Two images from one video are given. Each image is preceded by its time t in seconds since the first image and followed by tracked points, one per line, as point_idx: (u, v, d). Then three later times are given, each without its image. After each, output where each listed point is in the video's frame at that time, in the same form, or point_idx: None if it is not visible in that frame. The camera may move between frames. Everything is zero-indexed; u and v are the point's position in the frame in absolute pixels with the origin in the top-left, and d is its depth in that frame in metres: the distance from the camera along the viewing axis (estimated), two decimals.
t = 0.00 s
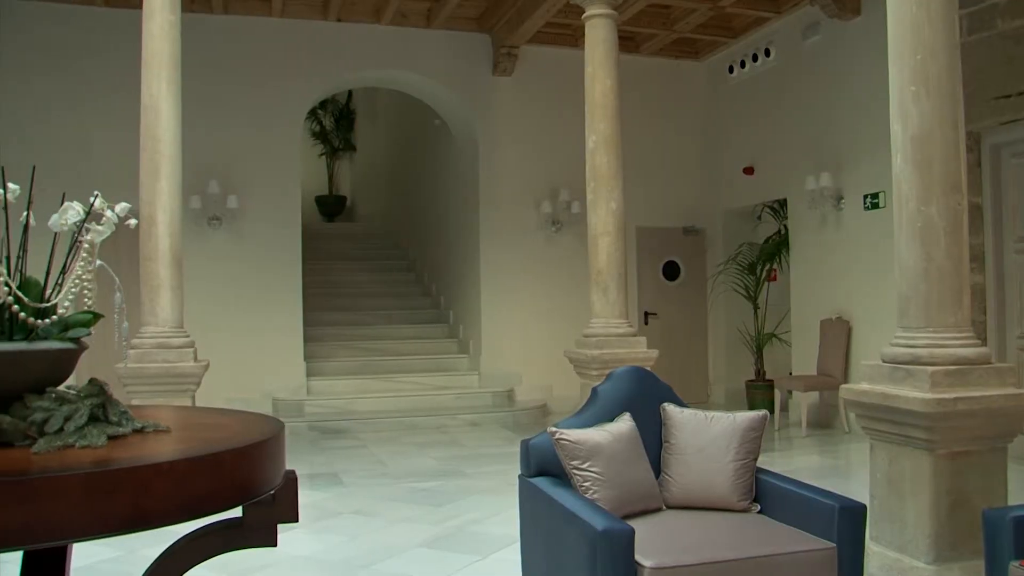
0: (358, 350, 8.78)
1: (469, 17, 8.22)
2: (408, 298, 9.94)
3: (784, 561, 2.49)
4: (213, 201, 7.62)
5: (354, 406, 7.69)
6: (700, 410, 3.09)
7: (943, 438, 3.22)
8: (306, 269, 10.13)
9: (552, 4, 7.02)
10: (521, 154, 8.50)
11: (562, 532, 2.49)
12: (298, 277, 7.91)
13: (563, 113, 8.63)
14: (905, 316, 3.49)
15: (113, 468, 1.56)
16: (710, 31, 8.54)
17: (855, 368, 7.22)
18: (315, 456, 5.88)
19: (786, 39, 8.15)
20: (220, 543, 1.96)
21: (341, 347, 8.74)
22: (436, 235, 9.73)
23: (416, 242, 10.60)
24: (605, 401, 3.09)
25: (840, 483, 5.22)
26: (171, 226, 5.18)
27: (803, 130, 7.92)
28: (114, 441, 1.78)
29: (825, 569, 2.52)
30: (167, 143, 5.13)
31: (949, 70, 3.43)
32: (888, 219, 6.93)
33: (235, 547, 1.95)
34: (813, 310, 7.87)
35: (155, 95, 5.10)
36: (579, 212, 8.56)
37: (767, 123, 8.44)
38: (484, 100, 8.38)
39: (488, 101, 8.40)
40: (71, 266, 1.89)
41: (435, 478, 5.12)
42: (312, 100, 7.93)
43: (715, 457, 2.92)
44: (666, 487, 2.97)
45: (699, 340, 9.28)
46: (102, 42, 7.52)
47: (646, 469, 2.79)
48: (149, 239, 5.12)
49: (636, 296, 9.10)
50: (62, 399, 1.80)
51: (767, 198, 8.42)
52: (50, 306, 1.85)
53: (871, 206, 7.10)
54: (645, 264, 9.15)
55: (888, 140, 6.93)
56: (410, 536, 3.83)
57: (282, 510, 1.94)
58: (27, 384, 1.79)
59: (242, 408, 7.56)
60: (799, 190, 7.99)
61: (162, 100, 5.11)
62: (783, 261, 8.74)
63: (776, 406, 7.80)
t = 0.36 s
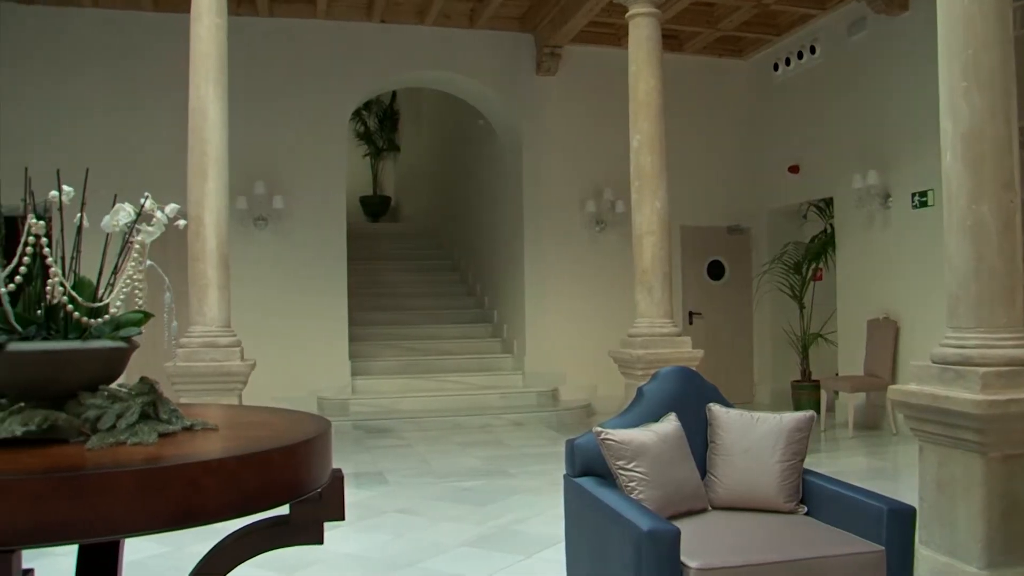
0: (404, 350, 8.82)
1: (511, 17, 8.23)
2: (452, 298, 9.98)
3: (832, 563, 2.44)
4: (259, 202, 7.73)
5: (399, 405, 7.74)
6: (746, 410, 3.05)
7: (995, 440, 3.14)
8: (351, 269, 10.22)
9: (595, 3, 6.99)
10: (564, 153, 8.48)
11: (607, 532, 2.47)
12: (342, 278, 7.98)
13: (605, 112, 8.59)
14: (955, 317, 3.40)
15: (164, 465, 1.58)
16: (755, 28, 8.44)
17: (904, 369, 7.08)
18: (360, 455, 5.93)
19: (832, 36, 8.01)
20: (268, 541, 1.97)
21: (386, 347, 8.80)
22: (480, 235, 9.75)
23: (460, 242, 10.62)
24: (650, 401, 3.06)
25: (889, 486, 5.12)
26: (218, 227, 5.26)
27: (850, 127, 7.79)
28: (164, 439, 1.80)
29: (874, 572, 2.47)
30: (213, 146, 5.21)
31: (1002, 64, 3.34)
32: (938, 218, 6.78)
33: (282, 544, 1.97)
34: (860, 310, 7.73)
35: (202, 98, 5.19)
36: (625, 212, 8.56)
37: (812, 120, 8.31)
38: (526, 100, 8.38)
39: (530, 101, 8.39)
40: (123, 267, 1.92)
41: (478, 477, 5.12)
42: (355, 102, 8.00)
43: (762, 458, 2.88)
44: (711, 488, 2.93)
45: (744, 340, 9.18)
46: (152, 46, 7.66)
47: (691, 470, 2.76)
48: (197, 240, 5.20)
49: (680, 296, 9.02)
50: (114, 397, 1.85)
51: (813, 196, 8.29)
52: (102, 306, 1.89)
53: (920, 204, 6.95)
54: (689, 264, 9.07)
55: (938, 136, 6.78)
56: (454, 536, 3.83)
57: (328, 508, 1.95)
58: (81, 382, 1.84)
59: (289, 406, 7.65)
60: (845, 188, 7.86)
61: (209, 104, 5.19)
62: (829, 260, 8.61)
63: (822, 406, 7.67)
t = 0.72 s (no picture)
0: (466, 348, 8.91)
1: (572, 16, 8.21)
2: (514, 298, 10.00)
3: (902, 567, 2.37)
4: (324, 203, 7.85)
5: (461, 404, 7.79)
6: (813, 411, 2.98)
7: None
8: (415, 269, 10.32)
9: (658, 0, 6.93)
10: (624, 152, 8.43)
11: (671, 533, 2.44)
12: (404, 278, 8.05)
13: (665, 111, 8.52)
14: None
15: (232, 462, 1.62)
16: (819, 24, 8.28)
17: (976, 371, 6.86)
18: (424, 453, 5.97)
19: (899, 29, 7.81)
20: (335, 538, 2.01)
21: (449, 347, 8.87)
22: (542, 235, 9.76)
23: (522, 241, 10.64)
24: (715, 401, 3.02)
25: (961, 489, 4.97)
26: (284, 228, 5.35)
27: (918, 122, 7.58)
28: (233, 435, 1.84)
29: None
30: (278, 149, 5.30)
31: None
32: (1011, 215, 6.56)
33: (349, 540, 2.00)
34: (928, 309, 7.51)
35: (268, 102, 5.29)
36: (686, 210, 8.46)
37: (879, 116, 8.11)
38: (586, 99, 8.35)
39: (591, 100, 8.36)
40: (192, 267, 1.96)
41: (540, 476, 5.12)
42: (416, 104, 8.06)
43: (829, 460, 2.81)
44: (777, 489, 2.88)
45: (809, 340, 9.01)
46: (219, 52, 7.83)
47: (756, 471, 2.71)
48: (263, 240, 5.31)
49: (744, 295, 8.89)
50: (185, 395, 1.89)
51: (880, 193, 8.09)
52: (173, 304, 1.92)
53: (992, 201, 6.73)
54: (752, 263, 8.93)
55: (1011, 131, 6.56)
56: (517, 535, 3.83)
57: (393, 506, 1.97)
58: (153, 381, 1.88)
59: (354, 405, 7.75)
60: (913, 185, 7.65)
61: (275, 107, 5.29)
62: (896, 259, 8.39)
63: (890, 408, 7.48)
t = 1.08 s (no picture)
0: (547, 347, 8.92)
1: (654, 13, 8.14)
2: (597, 297, 9.96)
3: None
4: (408, 203, 7.96)
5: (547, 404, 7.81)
6: (904, 412, 2.89)
7: None
8: (499, 268, 10.38)
9: None
10: (707, 150, 8.31)
11: (758, 535, 2.39)
12: (487, 278, 8.09)
13: (748, 107, 8.38)
14: None
15: (322, 459, 1.66)
16: (910, 15, 8.01)
17: None
18: (507, 452, 6.00)
19: (995, 19, 7.51)
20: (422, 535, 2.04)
21: (533, 346, 8.90)
22: (625, 233, 9.70)
23: (603, 240, 10.58)
24: (803, 401, 2.94)
25: None
26: (370, 229, 5.43)
27: (1015, 115, 7.28)
28: (321, 433, 1.87)
29: None
30: (364, 151, 5.38)
31: None
32: None
33: (435, 537, 2.03)
34: None
35: (353, 104, 5.38)
36: (772, 208, 8.30)
37: (973, 109, 7.81)
38: (667, 97, 8.26)
39: (672, 97, 8.27)
40: (282, 266, 1.99)
41: (624, 476, 5.09)
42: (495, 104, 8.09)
43: (921, 463, 2.72)
44: (867, 492, 2.79)
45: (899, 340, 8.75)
46: (305, 57, 7.99)
47: (845, 474, 2.63)
48: (349, 239, 5.40)
49: (831, 294, 8.68)
50: (275, 392, 1.93)
51: (974, 189, 7.80)
52: (264, 303, 1.94)
53: None
54: (839, 261, 8.71)
55: None
56: (600, 534, 3.82)
57: (478, 504, 1.98)
58: (245, 378, 1.92)
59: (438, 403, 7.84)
60: (1010, 180, 7.35)
61: (361, 109, 5.38)
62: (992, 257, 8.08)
63: (984, 411, 7.21)
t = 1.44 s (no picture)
0: (631, 347, 8.87)
1: (737, 9, 8.03)
2: (680, 296, 9.85)
3: None
4: (491, 203, 8.02)
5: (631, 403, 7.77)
6: (1001, 416, 2.80)
7: None
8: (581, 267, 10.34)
9: None
10: (790, 147, 8.18)
11: (847, 539, 2.33)
12: (571, 277, 8.09)
13: (832, 103, 8.21)
14: None
15: (409, 458, 1.68)
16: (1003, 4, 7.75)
17: None
18: (590, 451, 5.99)
19: None
20: (506, 534, 2.07)
21: (616, 346, 8.87)
22: (708, 231, 9.60)
23: (687, 239, 10.46)
24: (894, 401, 2.87)
25: None
26: (453, 228, 5.47)
27: None
28: (408, 431, 1.89)
29: None
30: (448, 151, 5.44)
31: None
32: None
33: (519, 536, 2.06)
34: None
35: (436, 104, 5.44)
36: (859, 205, 8.12)
37: None
38: (749, 93, 8.15)
39: (754, 94, 8.16)
40: (369, 265, 2.01)
41: (710, 476, 5.04)
42: (575, 104, 8.08)
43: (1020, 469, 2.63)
44: (961, 498, 2.71)
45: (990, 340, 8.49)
46: (385, 59, 8.09)
47: (936, 478, 2.56)
48: (433, 240, 5.46)
49: (921, 294, 8.45)
50: (363, 391, 1.95)
51: None
52: (352, 302, 1.96)
53: None
54: (929, 260, 8.48)
55: None
56: (684, 535, 3.79)
57: (563, 504, 2.01)
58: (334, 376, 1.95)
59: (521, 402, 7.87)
60: None
61: (445, 109, 5.43)
62: None
63: None
